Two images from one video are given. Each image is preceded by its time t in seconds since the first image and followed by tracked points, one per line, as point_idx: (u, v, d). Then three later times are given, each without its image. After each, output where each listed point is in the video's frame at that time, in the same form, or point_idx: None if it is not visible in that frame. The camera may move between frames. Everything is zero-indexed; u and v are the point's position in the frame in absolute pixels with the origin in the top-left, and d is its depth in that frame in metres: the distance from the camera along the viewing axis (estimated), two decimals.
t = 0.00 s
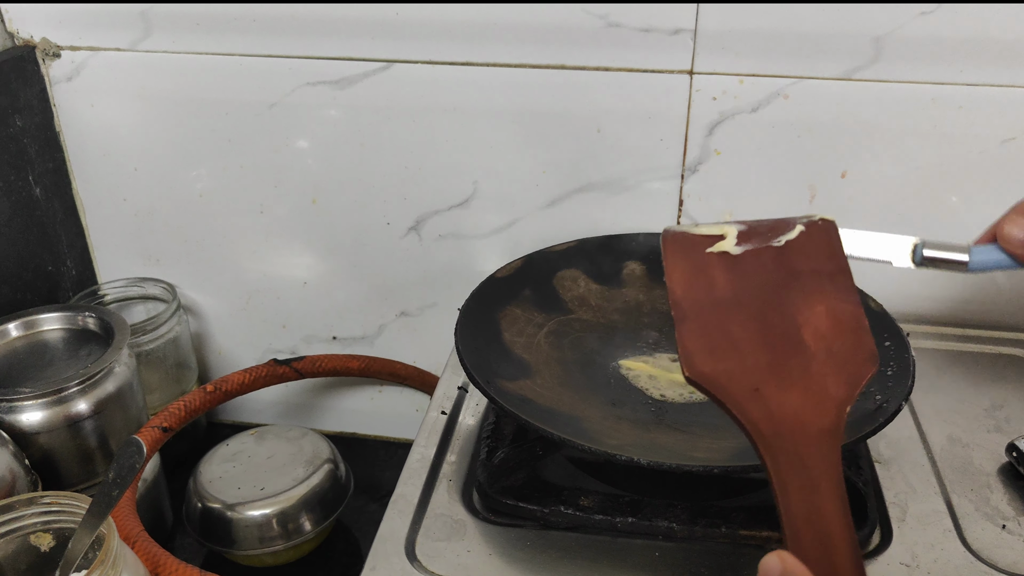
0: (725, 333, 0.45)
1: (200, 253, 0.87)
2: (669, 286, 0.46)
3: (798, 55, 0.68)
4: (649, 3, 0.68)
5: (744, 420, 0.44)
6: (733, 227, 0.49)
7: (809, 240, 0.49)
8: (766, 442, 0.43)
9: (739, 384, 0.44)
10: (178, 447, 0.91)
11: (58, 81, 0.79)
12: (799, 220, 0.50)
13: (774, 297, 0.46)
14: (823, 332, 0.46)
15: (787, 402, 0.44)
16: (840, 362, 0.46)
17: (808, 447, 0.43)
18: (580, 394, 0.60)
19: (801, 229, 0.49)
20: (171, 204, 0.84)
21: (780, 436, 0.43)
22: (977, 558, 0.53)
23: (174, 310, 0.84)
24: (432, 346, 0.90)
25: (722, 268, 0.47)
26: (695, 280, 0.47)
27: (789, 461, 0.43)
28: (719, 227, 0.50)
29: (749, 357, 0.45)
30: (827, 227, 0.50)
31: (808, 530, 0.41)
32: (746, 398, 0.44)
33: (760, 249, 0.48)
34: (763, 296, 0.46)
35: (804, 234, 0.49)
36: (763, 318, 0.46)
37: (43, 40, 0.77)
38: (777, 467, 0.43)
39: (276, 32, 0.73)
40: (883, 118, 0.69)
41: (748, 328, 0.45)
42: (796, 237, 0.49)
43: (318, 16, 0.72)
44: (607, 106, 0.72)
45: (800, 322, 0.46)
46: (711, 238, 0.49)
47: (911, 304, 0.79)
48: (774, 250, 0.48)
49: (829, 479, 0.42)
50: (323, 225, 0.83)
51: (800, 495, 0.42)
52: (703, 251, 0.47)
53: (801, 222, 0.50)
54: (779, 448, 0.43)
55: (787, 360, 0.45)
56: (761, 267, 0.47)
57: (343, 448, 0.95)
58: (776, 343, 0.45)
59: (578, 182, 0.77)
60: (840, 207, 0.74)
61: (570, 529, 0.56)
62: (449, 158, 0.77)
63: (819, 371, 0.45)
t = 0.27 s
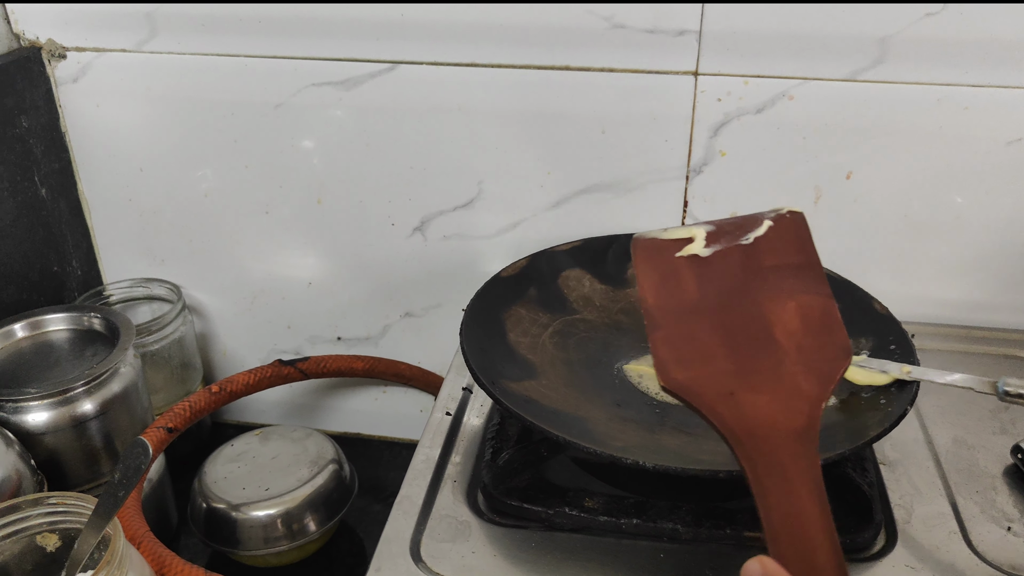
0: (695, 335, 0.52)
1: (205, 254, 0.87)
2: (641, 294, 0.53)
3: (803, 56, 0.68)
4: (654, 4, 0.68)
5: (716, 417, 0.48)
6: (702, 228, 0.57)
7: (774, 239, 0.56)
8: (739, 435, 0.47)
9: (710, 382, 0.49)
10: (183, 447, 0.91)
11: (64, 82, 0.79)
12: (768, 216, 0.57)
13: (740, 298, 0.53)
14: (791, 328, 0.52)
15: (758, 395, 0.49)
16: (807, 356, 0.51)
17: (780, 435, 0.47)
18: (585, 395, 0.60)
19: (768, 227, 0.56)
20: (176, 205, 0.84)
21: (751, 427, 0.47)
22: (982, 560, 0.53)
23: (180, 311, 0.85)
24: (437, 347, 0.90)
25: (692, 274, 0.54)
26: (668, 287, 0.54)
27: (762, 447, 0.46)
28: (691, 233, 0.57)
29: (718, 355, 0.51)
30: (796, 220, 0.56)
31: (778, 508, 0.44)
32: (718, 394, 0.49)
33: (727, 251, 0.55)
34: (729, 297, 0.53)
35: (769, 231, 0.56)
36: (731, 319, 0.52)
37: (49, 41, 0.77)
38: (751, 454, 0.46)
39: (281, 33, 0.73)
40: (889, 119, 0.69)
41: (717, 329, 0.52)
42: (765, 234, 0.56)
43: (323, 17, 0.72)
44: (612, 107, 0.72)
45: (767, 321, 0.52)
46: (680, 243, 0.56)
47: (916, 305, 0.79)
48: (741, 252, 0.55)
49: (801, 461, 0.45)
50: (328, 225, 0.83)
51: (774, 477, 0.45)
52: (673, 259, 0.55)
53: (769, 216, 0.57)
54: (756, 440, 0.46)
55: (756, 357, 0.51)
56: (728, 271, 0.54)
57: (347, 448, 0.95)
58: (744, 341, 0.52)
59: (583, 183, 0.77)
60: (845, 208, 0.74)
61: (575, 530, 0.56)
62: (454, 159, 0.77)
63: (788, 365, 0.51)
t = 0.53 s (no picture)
0: (728, 338, 0.51)
1: (211, 255, 0.88)
2: (674, 295, 0.52)
3: (808, 58, 0.68)
4: (659, 6, 0.68)
5: (752, 421, 0.48)
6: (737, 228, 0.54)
7: (810, 241, 0.54)
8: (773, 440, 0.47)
9: (746, 386, 0.49)
10: (189, 448, 0.91)
11: (71, 84, 0.80)
12: (801, 218, 0.55)
13: (774, 302, 0.52)
14: (823, 332, 0.52)
15: (791, 400, 0.49)
16: (839, 361, 0.51)
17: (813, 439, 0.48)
18: (592, 396, 0.60)
19: (802, 229, 0.55)
20: (183, 207, 0.85)
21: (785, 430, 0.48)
22: (989, 561, 0.53)
23: (186, 312, 0.85)
24: (442, 348, 0.90)
25: (725, 276, 0.53)
26: (700, 288, 0.53)
27: (796, 451, 0.47)
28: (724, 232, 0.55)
29: (752, 358, 0.50)
30: (829, 222, 0.56)
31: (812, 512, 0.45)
32: (752, 398, 0.49)
33: (762, 253, 0.53)
34: (763, 300, 0.52)
35: (804, 233, 0.54)
36: (764, 323, 0.52)
37: (56, 44, 0.78)
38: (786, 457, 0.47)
39: (287, 36, 0.74)
40: (895, 121, 0.69)
41: (751, 333, 0.51)
42: (800, 236, 0.54)
43: (330, 19, 0.72)
44: (617, 109, 0.72)
45: (799, 325, 0.52)
46: (712, 244, 0.54)
47: (922, 306, 0.79)
48: (776, 254, 0.54)
49: (835, 466, 0.46)
50: (334, 227, 0.84)
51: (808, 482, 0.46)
52: (705, 260, 0.53)
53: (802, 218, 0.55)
54: (791, 444, 0.47)
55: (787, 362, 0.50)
56: (762, 273, 0.53)
57: (353, 449, 0.96)
58: (776, 344, 0.51)
59: (589, 185, 0.77)
60: (851, 208, 0.74)
61: (582, 531, 0.56)
62: (460, 161, 0.77)
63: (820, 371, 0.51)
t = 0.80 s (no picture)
0: (740, 341, 0.52)
1: (215, 253, 0.88)
2: (689, 298, 0.54)
3: (813, 54, 0.68)
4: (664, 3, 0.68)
5: (762, 421, 0.47)
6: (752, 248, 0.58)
7: (823, 261, 0.55)
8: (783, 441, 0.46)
9: (757, 388, 0.49)
10: (193, 445, 0.91)
11: (75, 81, 0.80)
12: (815, 241, 0.58)
13: (787, 313, 0.53)
14: (835, 345, 0.51)
15: (802, 405, 0.48)
16: (852, 373, 0.50)
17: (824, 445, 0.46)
18: (596, 393, 0.60)
19: (815, 250, 0.56)
20: (186, 204, 0.85)
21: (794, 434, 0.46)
22: (995, 558, 0.52)
23: (190, 309, 0.85)
24: (446, 345, 0.90)
25: (739, 287, 0.55)
26: (715, 295, 0.54)
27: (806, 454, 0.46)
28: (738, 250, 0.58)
29: (763, 363, 0.50)
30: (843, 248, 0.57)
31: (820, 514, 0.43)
32: (763, 400, 0.48)
33: (775, 268, 0.55)
34: (775, 311, 0.53)
35: (817, 254, 0.56)
36: (777, 332, 0.52)
37: (60, 41, 0.78)
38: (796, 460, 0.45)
39: (291, 33, 0.74)
40: (900, 117, 0.69)
41: (763, 340, 0.51)
42: (812, 257, 0.56)
43: (333, 16, 0.72)
44: (621, 105, 0.72)
45: (812, 336, 0.52)
46: (728, 254, 0.57)
47: (927, 303, 0.78)
48: (788, 271, 0.55)
49: (846, 472, 0.45)
50: (337, 225, 0.83)
51: (817, 484, 0.44)
52: (720, 272, 0.55)
53: (815, 243, 0.57)
54: (798, 444, 0.46)
55: (798, 371, 0.50)
56: (776, 286, 0.54)
57: (357, 447, 0.96)
58: (787, 353, 0.51)
59: (592, 181, 0.76)
60: (856, 205, 0.74)
61: (586, 528, 0.56)
62: (464, 158, 0.77)
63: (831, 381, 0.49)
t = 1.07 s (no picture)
0: (799, 349, 0.48)
1: (217, 251, 0.88)
2: (747, 296, 0.50)
3: (817, 51, 0.68)
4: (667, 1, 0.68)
5: (820, 434, 0.46)
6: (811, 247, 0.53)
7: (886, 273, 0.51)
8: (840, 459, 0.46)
9: (815, 397, 0.47)
10: (195, 444, 0.91)
11: (78, 79, 0.80)
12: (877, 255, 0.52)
13: (846, 322, 0.50)
14: (894, 362, 0.48)
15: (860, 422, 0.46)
16: (910, 392, 0.48)
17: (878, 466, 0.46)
18: (600, 391, 0.60)
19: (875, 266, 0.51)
20: (189, 202, 0.85)
21: (852, 454, 0.46)
22: (1001, 556, 0.52)
23: (192, 308, 0.85)
24: (448, 344, 0.90)
25: (798, 290, 0.51)
26: (775, 296, 0.50)
27: (858, 476, 0.45)
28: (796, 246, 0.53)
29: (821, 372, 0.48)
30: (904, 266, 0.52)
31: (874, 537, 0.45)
32: (822, 413, 0.46)
33: (834, 275, 0.51)
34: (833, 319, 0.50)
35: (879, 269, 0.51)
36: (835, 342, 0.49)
37: (63, 39, 0.78)
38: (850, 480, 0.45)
39: (294, 31, 0.74)
40: (904, 115, 0.69)
41: (821, 348, 0.48)
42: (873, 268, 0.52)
43: (337, 14, 0.72)
44: (624, 104, 0.72)
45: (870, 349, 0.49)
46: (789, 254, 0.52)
47: (931, 302, 0.78)
48: (850, 278, 0.51)
49: (899, 496, 0.45)
50: (340, 223, 0.83)
51: (873, 508, 0.45)
52: (779, 271, 0.51)
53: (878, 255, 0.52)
54: (860, 465, 0.46)
55: (856, 383, 0.48)
56: (835, 292, 0.51)
57: (359, 445, 0.96)
58: (846, 364, 0.48)
59: (595, 180, 0.76)
60: (860, 204, 0.74)
61: (590, 526, 0.56)
62: (466, 156, 0.77)
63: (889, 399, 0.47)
